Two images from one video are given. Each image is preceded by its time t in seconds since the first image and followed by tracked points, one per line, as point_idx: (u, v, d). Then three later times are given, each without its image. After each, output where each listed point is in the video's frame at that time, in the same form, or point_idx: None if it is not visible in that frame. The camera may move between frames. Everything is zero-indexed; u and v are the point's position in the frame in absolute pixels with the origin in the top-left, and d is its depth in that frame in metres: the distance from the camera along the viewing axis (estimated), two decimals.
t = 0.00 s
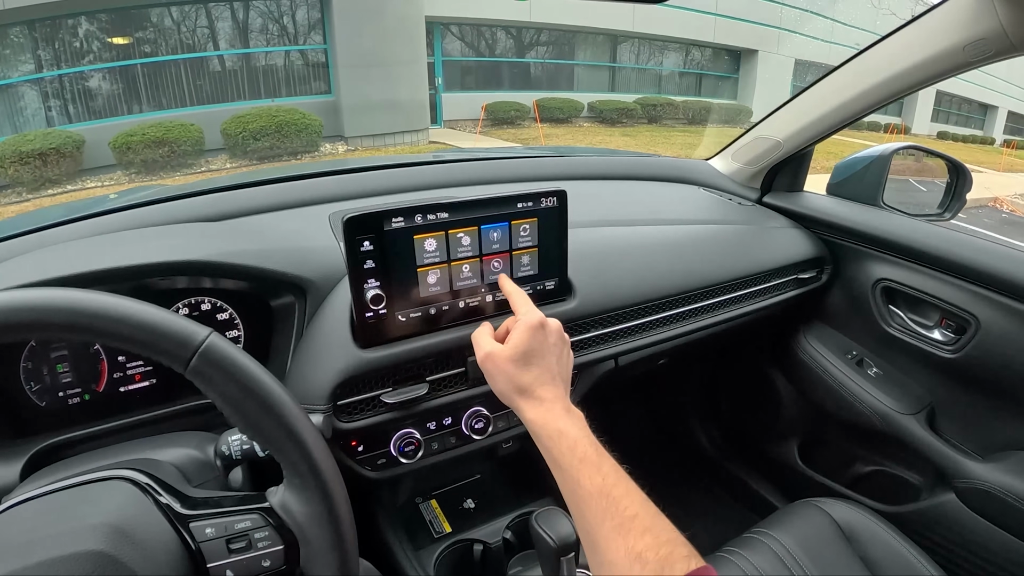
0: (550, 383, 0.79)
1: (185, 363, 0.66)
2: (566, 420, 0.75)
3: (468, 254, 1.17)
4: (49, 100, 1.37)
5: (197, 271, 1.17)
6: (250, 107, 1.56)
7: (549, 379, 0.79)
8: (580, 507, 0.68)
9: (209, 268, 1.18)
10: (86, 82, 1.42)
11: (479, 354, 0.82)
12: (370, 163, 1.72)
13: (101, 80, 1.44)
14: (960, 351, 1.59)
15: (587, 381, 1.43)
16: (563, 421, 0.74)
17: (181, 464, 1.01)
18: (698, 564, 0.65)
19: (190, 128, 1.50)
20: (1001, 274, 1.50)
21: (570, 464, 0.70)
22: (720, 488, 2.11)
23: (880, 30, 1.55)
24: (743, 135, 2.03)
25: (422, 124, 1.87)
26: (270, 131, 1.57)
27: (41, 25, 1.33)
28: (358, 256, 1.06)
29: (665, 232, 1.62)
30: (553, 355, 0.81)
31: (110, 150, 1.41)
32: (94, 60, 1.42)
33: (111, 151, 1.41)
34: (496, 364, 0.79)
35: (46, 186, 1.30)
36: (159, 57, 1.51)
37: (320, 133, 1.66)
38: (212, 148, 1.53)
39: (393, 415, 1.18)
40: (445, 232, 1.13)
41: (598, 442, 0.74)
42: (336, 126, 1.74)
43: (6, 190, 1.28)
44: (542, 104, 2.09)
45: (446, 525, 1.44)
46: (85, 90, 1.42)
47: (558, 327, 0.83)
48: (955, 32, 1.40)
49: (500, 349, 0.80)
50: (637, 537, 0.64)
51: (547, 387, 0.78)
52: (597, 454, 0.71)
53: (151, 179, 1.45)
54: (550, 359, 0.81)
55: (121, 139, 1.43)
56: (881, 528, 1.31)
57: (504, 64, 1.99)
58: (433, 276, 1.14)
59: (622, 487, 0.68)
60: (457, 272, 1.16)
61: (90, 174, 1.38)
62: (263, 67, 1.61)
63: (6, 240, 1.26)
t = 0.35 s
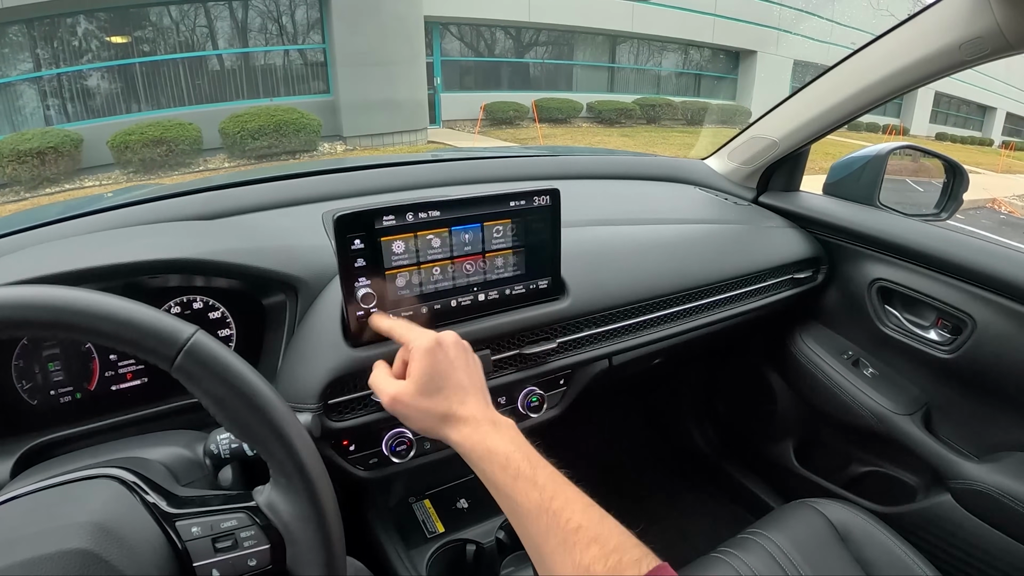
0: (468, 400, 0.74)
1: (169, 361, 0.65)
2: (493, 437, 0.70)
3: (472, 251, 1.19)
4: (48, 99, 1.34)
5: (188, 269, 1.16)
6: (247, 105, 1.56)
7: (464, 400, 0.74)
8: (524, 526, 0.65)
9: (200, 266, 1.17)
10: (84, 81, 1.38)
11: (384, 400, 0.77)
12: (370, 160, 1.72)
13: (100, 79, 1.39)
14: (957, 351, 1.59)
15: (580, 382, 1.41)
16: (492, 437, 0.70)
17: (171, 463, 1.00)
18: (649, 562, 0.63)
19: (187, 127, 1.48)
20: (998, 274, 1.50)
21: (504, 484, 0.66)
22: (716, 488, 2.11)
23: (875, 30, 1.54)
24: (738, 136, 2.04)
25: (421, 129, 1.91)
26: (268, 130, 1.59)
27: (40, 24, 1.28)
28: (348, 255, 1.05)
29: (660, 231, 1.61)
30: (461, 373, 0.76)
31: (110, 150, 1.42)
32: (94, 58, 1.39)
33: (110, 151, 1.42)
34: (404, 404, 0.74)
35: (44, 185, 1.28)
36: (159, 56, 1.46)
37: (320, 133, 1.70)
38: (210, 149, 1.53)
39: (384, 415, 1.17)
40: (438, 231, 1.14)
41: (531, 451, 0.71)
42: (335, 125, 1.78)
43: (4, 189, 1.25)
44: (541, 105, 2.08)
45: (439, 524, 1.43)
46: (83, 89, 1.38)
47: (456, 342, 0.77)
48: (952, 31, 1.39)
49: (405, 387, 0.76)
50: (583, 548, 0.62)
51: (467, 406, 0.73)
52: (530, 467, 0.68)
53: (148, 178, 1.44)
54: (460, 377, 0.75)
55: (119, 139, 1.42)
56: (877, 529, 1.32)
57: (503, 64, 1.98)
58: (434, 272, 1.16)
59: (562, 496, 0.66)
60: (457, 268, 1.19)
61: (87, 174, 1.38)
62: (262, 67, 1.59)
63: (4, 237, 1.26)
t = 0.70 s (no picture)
0: (492, 380, 0.70)
1: (175, 358, 0.66)
2: (509, 417, 0.67)
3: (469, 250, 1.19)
4: (47, 98, 1.36)
5: (191, 268, 1.17)
6: (248, 105, 1.57)
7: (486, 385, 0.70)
8: (537, 506, 0.61)
9: (204, 265, 1.18)
10: (84, 81, 1.40)
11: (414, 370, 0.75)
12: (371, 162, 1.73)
13: (99, 78, 1.41)
14: (954, 351, 1.60)
15: (579, 382, 1.42)
16: (511, 416, 0.67)
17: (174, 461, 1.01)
18: (667, 543, 0.57)
19: (187, 127, 1.48)
20: (996, 274, 1.51)
21: (518, 463, 0.63)
22: (715, 488, 2.12)
23: (874, 31, 1.55)
24: (737, 137, 2.04)
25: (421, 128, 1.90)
26: (268, 129, 1.60)
27: (40, 24, 1.30)
28: (350, 254, 1.06)
29: (660, 232, 1.62)
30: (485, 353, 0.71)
31: (110, 149, 1.43)
32: (92, 58, 1.40)
33: (110, 151, 1.43)
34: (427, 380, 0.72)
35: (43, 184, 1.30)
36: (158, 56, 1.49)
37: (320, 133, 1.69)
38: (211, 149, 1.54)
39: (386, 413, 1.18)
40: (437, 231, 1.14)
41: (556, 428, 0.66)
42: (335, 125, 1.77)
43: (4, 188, 1.27)
44: (540, 104, 2.15)
45: (439, 523, 1.44)
46: (83, 89, 1.40)
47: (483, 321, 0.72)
48: (949, 32, 1.40)
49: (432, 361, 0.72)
50: (591, 527, 0.57)
51: (488, 387, 0.70)
52: (546, 445, 0.63)
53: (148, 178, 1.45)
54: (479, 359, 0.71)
55: (118, 138, 1.43)
56: (876, 528, 1.32)
57: (503, 64, 2.02)
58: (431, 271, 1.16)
59: (575, 474, 0.60)
60: (455, 268, 1.18)
61: (87, 173, 1.40)
62: (262, 66, 1.59)
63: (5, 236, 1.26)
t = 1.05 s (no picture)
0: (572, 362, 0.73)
1: (182, 353, 0.67)
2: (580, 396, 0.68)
3: (457, 253, 1.19)
4: (46, 98, 1.37)
5: (194, 266, 1.19)
6: (247, 105, 1.59)
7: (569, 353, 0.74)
8: (593, 479, 0.61)
9: (207, 263, 1.20)
10: (84, 80, 1.41)
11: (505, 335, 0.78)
12: (367, 161, 1.73)
13: (98, 78, 1.42)
14: (951, 351, 1.61)
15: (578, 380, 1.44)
16: (582, 398, 0.68)
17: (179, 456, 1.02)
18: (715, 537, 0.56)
19: (186, 126, 1.51)
20: (992, 275, 1.52)
21: (585, 437, 0.64)
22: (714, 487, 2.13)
23: (873, 33, 1.57)
24: (736, 137, 2.05)
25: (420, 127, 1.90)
26: (268, 129, 1.60)
27: (39, 23, 1.32)
28: (353, 252, 1.07)
29: (658, 232, 1.64)
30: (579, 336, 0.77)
31: (109, 149, 1.44)
32: (92, 58, 1.42)
33: (109, 151, 1.44)
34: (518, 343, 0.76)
35: (43, 184, 1.31)
36: (158, 56, 1.51)
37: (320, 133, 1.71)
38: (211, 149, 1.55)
39: (389, 409, 1.20)
40: (436, 231, 1.15)
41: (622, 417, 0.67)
42: (335, 125, 1.77)
43: (4, 188, 1.28)
44: (540, 106, 2.15)
45: (440, 519, 1.46)
46: (83, 88, 1.41)
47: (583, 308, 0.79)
48: (947, 34, 1.41)
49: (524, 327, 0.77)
50: (647, 503, 0.57)
51: (568, 365, 0.73)
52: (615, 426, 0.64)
53: (148, 177, 1.46)
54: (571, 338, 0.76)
55: (118, 138, 1.45)
56: (871, 526, 1.33)
57: (502, 64, 2.07)
58: (422, 273, 1.16)
59: (637, 456, 0.61)
60: (445, 270, 1.18)
61: (88, 172, 1.40)
62: (262, 66, 1.63)
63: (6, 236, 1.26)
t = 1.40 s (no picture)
0: (530, 359, 0.73)
1: (189, 351, 0.69)
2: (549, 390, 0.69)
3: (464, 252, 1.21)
4: (46, 96, 1.39)
5: (197, 265, 1.20)
6: (247, 104, 1.61)
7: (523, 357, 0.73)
8: (569, 467, 0.63)
9: (211, 262, 1.21)
10: (84, 79, 1.43)
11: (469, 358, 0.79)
12: (366, 161, 1.74)
13: (98, 77, 1.43)
14: (948, 351, 1.63)
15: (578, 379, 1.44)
16: (550, 390, 0.69)
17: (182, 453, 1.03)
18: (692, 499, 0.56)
19: (188, 125, 1.54)
20: (989, 276, 1.53)
21: (555, 431, 0.65)
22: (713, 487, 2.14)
23: (874, 33, 1.57)
24: (735, 138, 2.06)
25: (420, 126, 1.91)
26: (268, 129, 1.61)
27: (39, 22, 1.35)
28: (356, 252, 1.10)
29: (657, 232, 1.65)
30: (529, 331, 0.76)
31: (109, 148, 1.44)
32: (92, 56, 1.43)
33: (109, 150, 1.45)
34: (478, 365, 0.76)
35: (43, 183, 1.32)
36: (156, 55, 1.57)
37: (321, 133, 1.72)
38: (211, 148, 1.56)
39: (390, 408, 1.21)
40: (441, 230, 1.17)
41: (590, 399, 0.67)
42: (335, 125, 1.79)
43: (4, 188, 1.29)
44: (539, 106, 2.22)
45: (440, 517, 1.47)
46: (83, 88, 1.43)
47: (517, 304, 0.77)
48: (944, 36, 1.42)
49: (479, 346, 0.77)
50: (615, 485, 0.57)
51: (528, 366, 0.73)
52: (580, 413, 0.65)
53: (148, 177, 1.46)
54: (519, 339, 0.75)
55: (118, 138, 1.45)
56: (870, 525, 1.33)
57: (503, 64, 2.17)
58: (428, 272, 1.18)
59: (603, 437, 0.61)
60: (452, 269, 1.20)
61: (87, 171, 1.41)
62: (262, 66, 1.65)
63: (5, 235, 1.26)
